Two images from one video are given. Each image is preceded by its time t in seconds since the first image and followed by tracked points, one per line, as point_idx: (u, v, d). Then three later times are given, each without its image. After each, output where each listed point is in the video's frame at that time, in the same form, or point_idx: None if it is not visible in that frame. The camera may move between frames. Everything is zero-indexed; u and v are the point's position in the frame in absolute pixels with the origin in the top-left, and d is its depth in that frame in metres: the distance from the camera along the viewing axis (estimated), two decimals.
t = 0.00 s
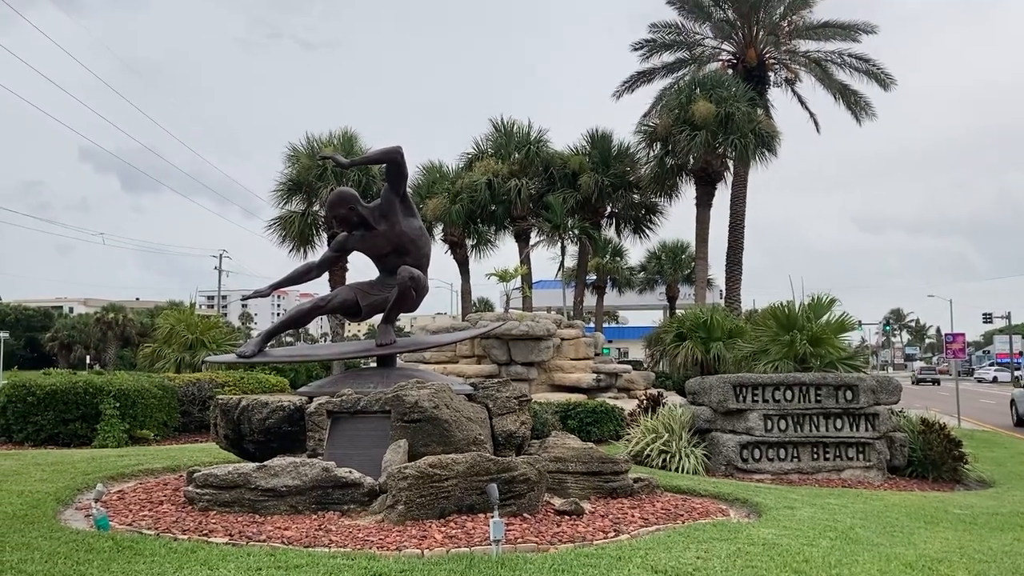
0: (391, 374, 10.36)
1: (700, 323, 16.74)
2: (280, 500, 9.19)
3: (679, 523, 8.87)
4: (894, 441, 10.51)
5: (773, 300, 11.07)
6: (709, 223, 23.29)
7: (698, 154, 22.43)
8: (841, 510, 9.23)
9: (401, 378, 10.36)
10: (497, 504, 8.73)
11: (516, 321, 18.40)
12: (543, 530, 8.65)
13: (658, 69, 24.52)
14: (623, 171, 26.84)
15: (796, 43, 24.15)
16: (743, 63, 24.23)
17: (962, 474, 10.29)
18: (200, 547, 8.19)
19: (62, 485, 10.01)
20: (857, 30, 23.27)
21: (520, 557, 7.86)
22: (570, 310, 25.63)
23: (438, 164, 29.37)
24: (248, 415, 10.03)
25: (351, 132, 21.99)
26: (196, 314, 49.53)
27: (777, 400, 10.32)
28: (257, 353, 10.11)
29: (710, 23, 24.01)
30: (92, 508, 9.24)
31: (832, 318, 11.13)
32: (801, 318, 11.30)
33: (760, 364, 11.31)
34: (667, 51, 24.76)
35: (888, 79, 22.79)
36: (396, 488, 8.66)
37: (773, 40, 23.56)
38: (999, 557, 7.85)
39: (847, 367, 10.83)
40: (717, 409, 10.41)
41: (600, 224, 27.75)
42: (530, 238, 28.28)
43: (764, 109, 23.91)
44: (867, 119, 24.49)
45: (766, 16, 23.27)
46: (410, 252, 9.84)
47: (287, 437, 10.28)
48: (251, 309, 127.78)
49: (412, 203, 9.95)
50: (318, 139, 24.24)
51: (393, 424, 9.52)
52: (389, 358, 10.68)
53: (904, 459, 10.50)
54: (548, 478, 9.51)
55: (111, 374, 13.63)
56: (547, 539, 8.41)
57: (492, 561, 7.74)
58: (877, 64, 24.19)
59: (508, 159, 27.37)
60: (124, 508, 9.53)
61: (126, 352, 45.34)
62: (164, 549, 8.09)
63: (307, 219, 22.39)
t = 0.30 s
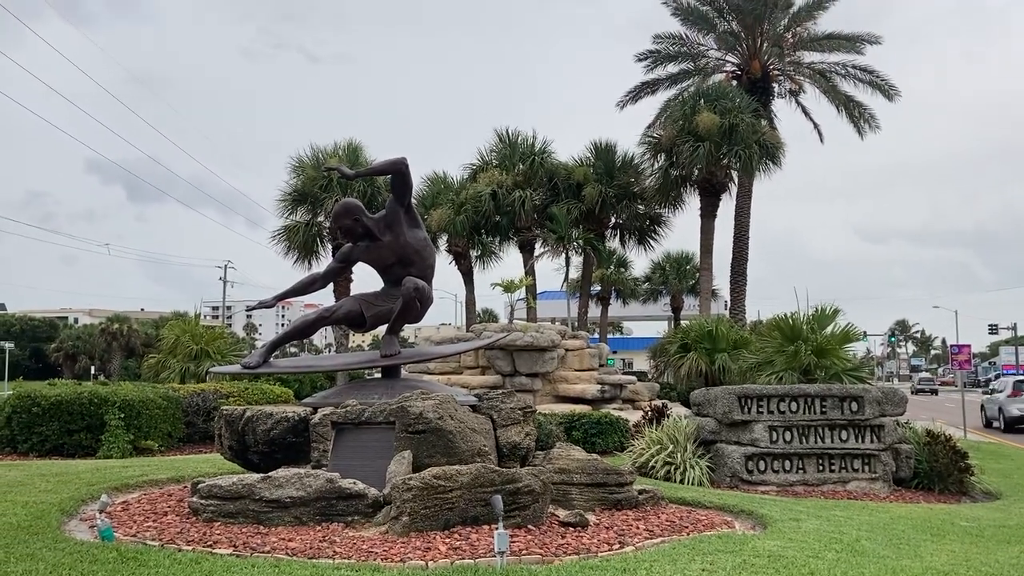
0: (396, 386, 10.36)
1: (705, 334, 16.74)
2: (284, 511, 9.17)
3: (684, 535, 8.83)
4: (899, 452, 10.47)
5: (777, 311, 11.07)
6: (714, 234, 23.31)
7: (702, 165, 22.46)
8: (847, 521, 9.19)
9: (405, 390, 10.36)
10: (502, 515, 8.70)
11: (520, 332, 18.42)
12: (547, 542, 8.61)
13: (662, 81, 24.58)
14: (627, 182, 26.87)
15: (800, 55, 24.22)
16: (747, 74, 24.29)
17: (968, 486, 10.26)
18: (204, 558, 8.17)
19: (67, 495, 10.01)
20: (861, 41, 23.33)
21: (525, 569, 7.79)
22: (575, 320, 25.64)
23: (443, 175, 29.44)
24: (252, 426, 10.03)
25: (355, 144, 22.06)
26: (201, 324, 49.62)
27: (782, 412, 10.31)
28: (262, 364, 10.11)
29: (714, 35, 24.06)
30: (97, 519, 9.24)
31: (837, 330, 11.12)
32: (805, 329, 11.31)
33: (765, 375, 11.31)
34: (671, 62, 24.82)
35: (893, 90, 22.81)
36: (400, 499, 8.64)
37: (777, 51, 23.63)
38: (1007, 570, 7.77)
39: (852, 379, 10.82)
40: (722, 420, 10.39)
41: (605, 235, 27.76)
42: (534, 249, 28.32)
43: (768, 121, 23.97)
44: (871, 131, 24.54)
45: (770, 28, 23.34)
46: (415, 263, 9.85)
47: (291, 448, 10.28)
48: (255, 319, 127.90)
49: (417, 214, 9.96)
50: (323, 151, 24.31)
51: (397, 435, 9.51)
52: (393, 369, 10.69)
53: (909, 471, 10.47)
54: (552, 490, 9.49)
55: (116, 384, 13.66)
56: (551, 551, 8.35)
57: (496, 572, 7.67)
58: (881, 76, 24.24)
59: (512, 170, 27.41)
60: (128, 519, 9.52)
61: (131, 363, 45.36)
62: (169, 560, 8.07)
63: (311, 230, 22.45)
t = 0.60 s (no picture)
0: (398, 396, 10.35)
1: (708, 344, 16.75)
2: (286, 522, 9.15)
3: (688, 546, 8.79)
4: (903, 464, 10.45)
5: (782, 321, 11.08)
6: (717, 244, 23.32)
7: (704, 176, 22.48)
8: (851, 533, 9.15)
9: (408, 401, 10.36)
10: (505, 527, 8.67)
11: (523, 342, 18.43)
12: (550, 553, 8.57)
13: (665, 91, 24.63)
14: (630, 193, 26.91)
15: (802, 66, 24.26)
16: (750, 85, 24.34)
17: (972, 497, 10.24)
18: (207, 568, 8.14)
19: (69, 506, 10.01)
20: (864, 53, 23.36)
21: None
22: (577, 330, 25.62)
23: (446, 185, 29.50)
24: (255, 436, 10.03)
25: (359, 154, 22.12)
26: (205, 335, 49.70)
27: (785, 423, 10.30)
28: (265, 374, 10.11)
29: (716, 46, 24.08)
30: (99, 529, 9.22)
31: (841, 340, 11.12)
32: (809, 340, 11.30)
33: (769, 386, 11.29)
34: (674, 73, 24.87)
35: (895, 101, 22.82)
36: (403, 510, 8.61)
37: (780, 63, 23.67)
38: None
39: (856, 390, 10.81)
40: (725, 431, 10.39)
41: (608, 246, 27.76)
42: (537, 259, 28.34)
43: (770, 131, 24.04)
44: (874, 142, 24.55)
45: (773, 39, 23.40)
46: (418, 274, 9.86)
47: (294, 458, 10.27)
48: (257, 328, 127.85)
49: (420, 225, 9.98)
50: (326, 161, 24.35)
51: (400, 446, 9.50)
52: (397, 380, 10.68)
53: (912, 481, 10.46)
54: (555, 501, 9.48)
55: (119, 394, 13.67)
56: (553, 562, 8.30)
57: None
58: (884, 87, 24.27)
59: (515, 181, 27.44)
60: (131, 529, 9.51)
61: (134, 373, 45.41)
62: (171, 570, 8.03)
63: (314, 240, 22.48)
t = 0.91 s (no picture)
0: (400, 407, 10.35)
1: (710, 354, 16.74)
2: (288, 533, 9.13)
3: (691, 557, 8.75)
4: (906, 475, 10.43)
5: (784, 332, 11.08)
6: (718, 254, 23.33)
7: (706, 186, 22.50)
8: (855, 544, 9.11)
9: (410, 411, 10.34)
10: (507, 538, 8.64)
11: (525, 352, 18.44)
12: (551, 564, 8.51)
13: (666, 102, 24.68)
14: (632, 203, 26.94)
15: (804, 77, 24.29)
16: (751, 96, 24.39)
17: (976, 508, 10.22)
18: None
19: (71, 516, 10.00)
20: (865, 64, 23.38)
21: None
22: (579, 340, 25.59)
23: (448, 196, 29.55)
24: (257, 447, 10.03)
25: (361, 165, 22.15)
26: (207, 345, 49.72)
27: (788, 434, 10.29)
28: (267, 385, 10.10)
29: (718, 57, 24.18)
30: (101, 540, 9.21)
31: (843, 350, 11.12)
32: (812, 351, 11.30)
33: (772, 397, 11.28)
34: (675, 84, 24.92)
35: (897, 111, 22.82)
36: (405, 520, 8.58)
37: (781, 73, 23.71)
38: None
39: (858, 401, 10.81)
40: (727, 442, 10.39)
41: (610, 256, 27.77)
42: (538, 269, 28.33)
43: (772, 142, 24.08)
44: (876, 152, 24.56)
45: (775, 50, 23.47)
46: (420, 284, 9.87)
47: (296, 469, 10.26)
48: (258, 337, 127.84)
49: (423, 235, 9.99)
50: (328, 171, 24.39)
51: (402, 457, 9.48)
52: (399, 390, 10.67)
53: (915, 491, 10.44)
54: (557, 512, 9.45)
55: (121, 404, 13.68)
56: (555, 572, 8.23)
57: None
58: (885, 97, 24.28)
59: (517, 191, 27.47)
60: (132, 540, 9.49)
61: (135, 383, 45.40)
62: None
63: (317, 250, 22.51)
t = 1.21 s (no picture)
0: (402, 417, 10.34)
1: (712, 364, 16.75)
2: (290, 543, 9.11)
3: (694, 568, 8.72)
4: (909, 485, 10.41)
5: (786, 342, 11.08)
6: (720, 264, 23.36)
7: (708, 196, 22.55)
8: (857, 555, 9.07)
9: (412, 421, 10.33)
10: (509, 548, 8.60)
11: (527, 362, 18.44)
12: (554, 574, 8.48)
13: (668, 113, 24.74)
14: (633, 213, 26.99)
15: (805, 87, 24.34)
16: (753, 107, 24.44)
17: (978, 519, 10.21)
18: None
19: (72, 526, 9.99)
20: (866, 74, 23.43)
21: None
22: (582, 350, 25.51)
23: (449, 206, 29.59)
24: (259, 456, 10.04)
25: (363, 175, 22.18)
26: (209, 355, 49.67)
27: (790, 444, 10.28)
28: (268, 395, 10.10)
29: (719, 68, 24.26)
30: (102, 550, 9.19)
31: (844, 360, 11.11)
32: (814, 361, 11.30)
33: (774, 406, 11.27)
34: (677, 94, 24.98)
35: (899, 122, 22.81)
36: (407, 531, 8.55)
37: (783, 84, 23.77)
38: None
39: (860, 411, 10.80)
40: (729, 452, 10.39)
41: (612, 266, 27.78)
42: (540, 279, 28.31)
43: (774, 152, 24.14)
44: (878, 162, 24.58)
45: (776, 60, 23.53)
46: (422, 294, 9.87)
47: (298, 479, 10.25)
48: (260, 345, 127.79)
49: (424, 245, 10.00)
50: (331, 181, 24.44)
51: (403, 467, 9.47)
52: (401, 400, 10.66)
53: (918, 502, 10.43)
54: (560, 523, 9.42)
55: (123, 414, 13.69)
56: None
57: None
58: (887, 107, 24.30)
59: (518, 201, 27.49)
60: (133, 550, 9.47)
61: (136, 393, 45.35)
62: None
63: (319, 259, 22.53)
